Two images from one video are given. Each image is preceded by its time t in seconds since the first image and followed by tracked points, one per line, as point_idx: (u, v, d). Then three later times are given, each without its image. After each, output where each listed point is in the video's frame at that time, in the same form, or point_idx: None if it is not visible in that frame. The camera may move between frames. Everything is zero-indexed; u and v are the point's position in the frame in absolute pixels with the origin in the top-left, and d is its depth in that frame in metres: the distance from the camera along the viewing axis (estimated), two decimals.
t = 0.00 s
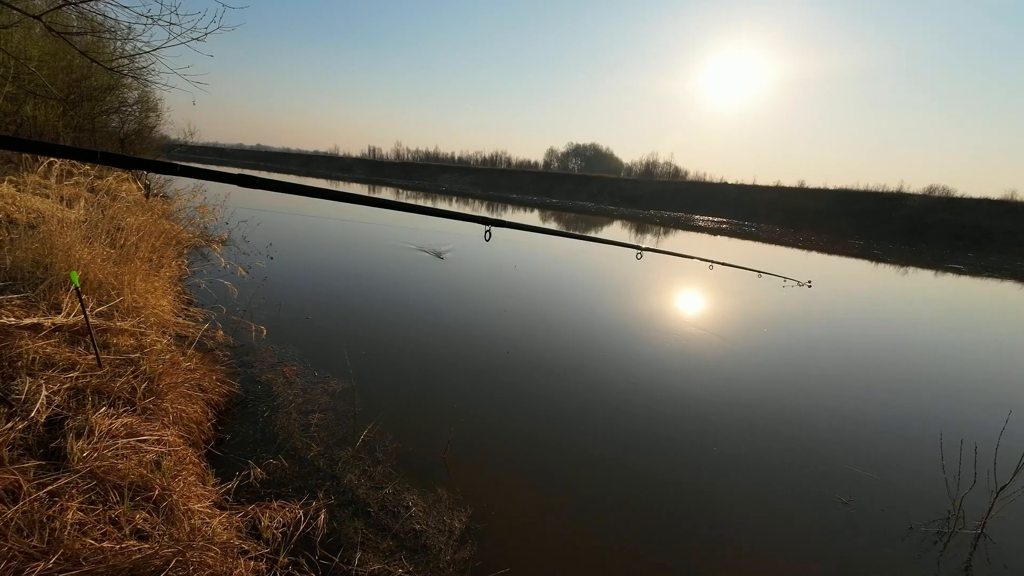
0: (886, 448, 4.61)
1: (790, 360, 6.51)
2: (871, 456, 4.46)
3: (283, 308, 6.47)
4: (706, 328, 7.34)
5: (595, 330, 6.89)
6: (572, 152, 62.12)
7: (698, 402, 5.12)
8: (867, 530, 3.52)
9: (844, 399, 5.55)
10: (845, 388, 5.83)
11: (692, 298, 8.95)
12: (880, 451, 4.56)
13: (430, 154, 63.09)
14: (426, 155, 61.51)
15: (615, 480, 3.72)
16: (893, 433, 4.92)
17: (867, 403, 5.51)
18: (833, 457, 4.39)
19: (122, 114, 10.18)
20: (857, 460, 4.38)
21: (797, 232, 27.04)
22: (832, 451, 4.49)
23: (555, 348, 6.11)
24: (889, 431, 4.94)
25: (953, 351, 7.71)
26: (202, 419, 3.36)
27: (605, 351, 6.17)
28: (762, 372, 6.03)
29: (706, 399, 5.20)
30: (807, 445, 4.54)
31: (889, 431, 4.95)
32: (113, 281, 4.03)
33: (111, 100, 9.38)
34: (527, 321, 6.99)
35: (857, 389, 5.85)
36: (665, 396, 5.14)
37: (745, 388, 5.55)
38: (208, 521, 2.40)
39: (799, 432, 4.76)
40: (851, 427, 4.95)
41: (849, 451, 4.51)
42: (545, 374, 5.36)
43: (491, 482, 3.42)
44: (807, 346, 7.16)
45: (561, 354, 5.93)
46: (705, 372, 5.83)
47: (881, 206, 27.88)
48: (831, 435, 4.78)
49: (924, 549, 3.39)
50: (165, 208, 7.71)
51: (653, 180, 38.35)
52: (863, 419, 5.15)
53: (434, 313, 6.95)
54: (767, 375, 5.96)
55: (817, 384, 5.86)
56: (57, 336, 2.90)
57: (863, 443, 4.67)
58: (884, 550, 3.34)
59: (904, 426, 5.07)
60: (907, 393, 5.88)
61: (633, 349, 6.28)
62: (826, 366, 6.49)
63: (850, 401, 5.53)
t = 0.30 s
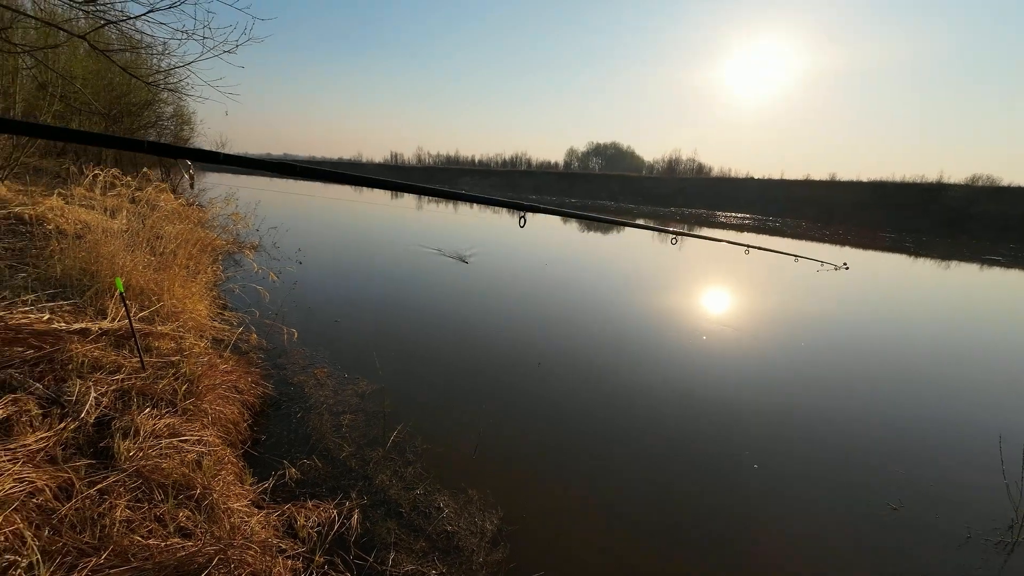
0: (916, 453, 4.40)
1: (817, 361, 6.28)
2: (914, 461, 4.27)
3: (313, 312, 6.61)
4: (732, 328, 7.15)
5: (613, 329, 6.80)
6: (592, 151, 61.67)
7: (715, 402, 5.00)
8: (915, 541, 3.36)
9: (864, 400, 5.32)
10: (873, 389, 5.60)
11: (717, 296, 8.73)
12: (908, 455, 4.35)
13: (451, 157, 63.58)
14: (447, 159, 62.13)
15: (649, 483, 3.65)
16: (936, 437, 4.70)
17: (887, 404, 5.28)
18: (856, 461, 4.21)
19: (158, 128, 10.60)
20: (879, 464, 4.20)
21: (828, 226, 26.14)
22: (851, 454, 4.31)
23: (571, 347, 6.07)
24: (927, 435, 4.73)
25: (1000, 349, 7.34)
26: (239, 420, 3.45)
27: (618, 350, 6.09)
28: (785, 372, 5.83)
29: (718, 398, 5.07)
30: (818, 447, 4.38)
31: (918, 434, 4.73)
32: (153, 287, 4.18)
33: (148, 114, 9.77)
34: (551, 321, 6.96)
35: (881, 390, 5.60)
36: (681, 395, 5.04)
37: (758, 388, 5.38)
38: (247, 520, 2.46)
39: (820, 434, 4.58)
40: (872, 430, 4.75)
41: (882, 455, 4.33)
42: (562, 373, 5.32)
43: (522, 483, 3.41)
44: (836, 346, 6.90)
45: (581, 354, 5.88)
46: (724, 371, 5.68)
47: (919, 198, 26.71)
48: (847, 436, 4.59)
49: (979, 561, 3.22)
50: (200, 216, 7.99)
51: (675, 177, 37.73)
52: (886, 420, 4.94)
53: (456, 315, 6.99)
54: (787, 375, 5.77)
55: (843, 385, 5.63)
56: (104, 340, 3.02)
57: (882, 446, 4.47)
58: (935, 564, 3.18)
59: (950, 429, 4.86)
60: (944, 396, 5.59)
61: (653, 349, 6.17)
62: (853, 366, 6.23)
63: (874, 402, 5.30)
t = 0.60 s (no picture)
0: (934, 456, 4.20)
1: (838, 360, 6.05)
2: (952, 466, 4.09)
3: (333, 314, 6.67)
4: (753, 327, 6.97)
5: (626, 329, 6.69)
6: (608, 150, 61.23)
7: (736, 401, 4.87)
8: (958, 553, 3.20)
9: (874, 400, 5.12)
10: (895, 390, 5.37)
11: (738, 295, 8.53)
12: (926, 460, 4.16)
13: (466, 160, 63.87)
14: (462, 161, 62.46)
15: (676, 485, 3.57)
16: (976, 440, 4.48)
17: (897, 403, 5.08)
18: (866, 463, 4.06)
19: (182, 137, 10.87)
20: (887, 466, 4.04)
21: (854, 221, 25.41)
22: (855, 455, 4.15)
23: (583, 347, 5.98)
24: (963, 438, 4.51)
25: None
26: (263, 420, 3.47)
27: (626, 348, 6.00)
28: (802, 371, 5.64)
29: (717, 394, 4.96)
30: (815, 445, 4.24)
31: (935, 436, 4.52)
32: (179, 290, 4.26)
33: (173, 124, 10.02)
34: (570, 322, 6.89)
35: (895, 390, 5.37)
36: (696, 394, 4.91)
37: (762, 385, 5.21)
38: (272, 520, 2.45)
39: (844, 435, 4.43)
40: (884, 431, 4.56)
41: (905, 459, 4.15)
42: (575, 372, 5.24)
43: (546, 484, 3.36)
44: (860, 345, 6.65)
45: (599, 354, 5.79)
46: (737, 370, 5.52)
47: (949, 190, 25.78)
48: (848, 435, 4.44)
49: None
50: (224, 222, 8.15)
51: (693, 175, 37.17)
52: (898, 421, 4.74)
53: (471, 317, 6.97)
54: (802, 374, 5.57)
55: (864, 386, 5.41)
56: (132, 341, 3.08)
57: (886, 447, 4.30)
58: (953, 571, 3.06)
59: (993, 431, 4.65)
60: (974, 396, 5.34)
61: (668, 348, 6.05)
62: (868, 365, 6.00)
63: (887, 402, 5.09)
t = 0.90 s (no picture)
0: (931, 456, 4.07)
1: (846, 359, 5.93)
2: (980, 467, 3.96)
3: (345, 313, 6.69)
4: (763, 325, 6.85)
5: (632, 328, 6.63)
6: (617, 148, 60.87)
7: (754, 400, 4.77)
8: (963, 554, 3.10)
9: (875, 399, 4.98)
10: (902, 390, 5.22)
11: (753, 294, 8.40)
12: (924, 459, 4.03)
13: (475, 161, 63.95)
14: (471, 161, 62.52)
15: (694, 486, 3.50)
16: (984, 440, 4.33)
17: (896, 403, 4.92)
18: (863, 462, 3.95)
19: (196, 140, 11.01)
20: (884, 465, 3.92)
21: (870, 217, 24.92)
22: (851, 454, 4.04)
23: (590, 346, 5.93)
24: (971, 438, 4.36)
25: None
26: (276, 418, 3.47)
27: (633, 347, 5.93)
28: (812, 370, 5.54)
29: (718, 392, 4.86)
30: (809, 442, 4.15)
31: (936, 436, 4.38)
32: (194, 289, 4.28)
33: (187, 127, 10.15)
34: (582, 322, 6.83)
35: (908, 390, 5.22)
36: (711, 393, 4.83)
37: (767, 383, 5.12)
38: (285, 517, 2.44)
39: (867, 435, 4.32)
40: (881, 430, 4.43)
41: (895, 459, 4.02)
42: (585, 371, 5.19)
43: (562, 484, 3.32)
44: (865, 343, 6.49)
45: (612, 353, 5.73)
46: (745, 368, 5.43)
47: (970, 185, 25.16)
48: (847, 434, 4.33)
49: None
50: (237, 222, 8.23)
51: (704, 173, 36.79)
52: (899, 421, 4.60)
53: (481, 316, 6.95)
54: (809, 373, 5.45)
55: (869, 385, 5.26)
56: (147, 339, 3.09)
57: (887, 447, 4.17)
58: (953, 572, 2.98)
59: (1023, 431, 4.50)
60: (977, 396, 5.15)
61: (675, 346, 5.97)
62: (881, 363, 5.85)
63: (889, 401, 4.96)
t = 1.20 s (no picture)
0: (936, 456, 3.97)
1: (856, 356, 5.82)
2: (1001, 467, 3.87)
3: (353, 307, 6.69)
4: (771, 323, 6.76)
5: (637, 325, 6.57)
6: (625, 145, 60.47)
7: (767, 398, 4.70)
8: (980, 557, 3.00)
9: (877, 397, 4.86)
10: (909, 389, 5.09)
11: (763, 291, 8.30)
12: (928, 460, 3.92)
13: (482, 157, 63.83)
14: (478, 158, 62.42)
15: (707, 484, 3.45)
16: (992, 440, 4.22)
17: (896, 402, 4.79)
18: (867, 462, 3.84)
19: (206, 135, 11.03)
20: (884, 464, 3.83)
21: (883, 216, 24.55)
22: (859, 453, 3.94)
23: (595, 342, 5.88)
24: (982, 439, 4.24)
25: None
26: (285, 411, 3.45)
27: (637, 344, 5.87)
28: (821, 367, 5.45)
29: (720, 390, 4.78)
30: (809, 441, 4.04)
31: (937, 435, 4.27)
32: (203, 281, 4.27)
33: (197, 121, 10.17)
34: (591, 318, 6.78)
35: (923, 389, 5.11)
36: (723, 390, 4.77)
37: (773, 381, 5.03)
38: (294, 511, 2.41)
39: (883, 434, 4.24)
40: (884, 429, 4.31)
41: (910, 458, 3.92)
42: (595, 368, 5.14)
43: (571, 480, 3.28)
44: (870, 341, 6.35)
45: (623, 349, 5.67)
46: (751, 366, 5.35)
47: (986, 183, 24.70)
48: (851, 433, 4.21)
49: None
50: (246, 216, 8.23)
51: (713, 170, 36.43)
52: (903, 420, 4.48)
53: (488, 312, 6.91)
54: (815, 371, 5.35)
55: (874, 384, 5.14)
56: (156, 330, 3.08)
57: (904, 446, 4.08)
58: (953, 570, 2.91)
59: None
60: (983, 396, 5.03)
61: (681, 344, 5.89)
62: (895, 362, 5.75)
63: (893, 399, 4.84)
